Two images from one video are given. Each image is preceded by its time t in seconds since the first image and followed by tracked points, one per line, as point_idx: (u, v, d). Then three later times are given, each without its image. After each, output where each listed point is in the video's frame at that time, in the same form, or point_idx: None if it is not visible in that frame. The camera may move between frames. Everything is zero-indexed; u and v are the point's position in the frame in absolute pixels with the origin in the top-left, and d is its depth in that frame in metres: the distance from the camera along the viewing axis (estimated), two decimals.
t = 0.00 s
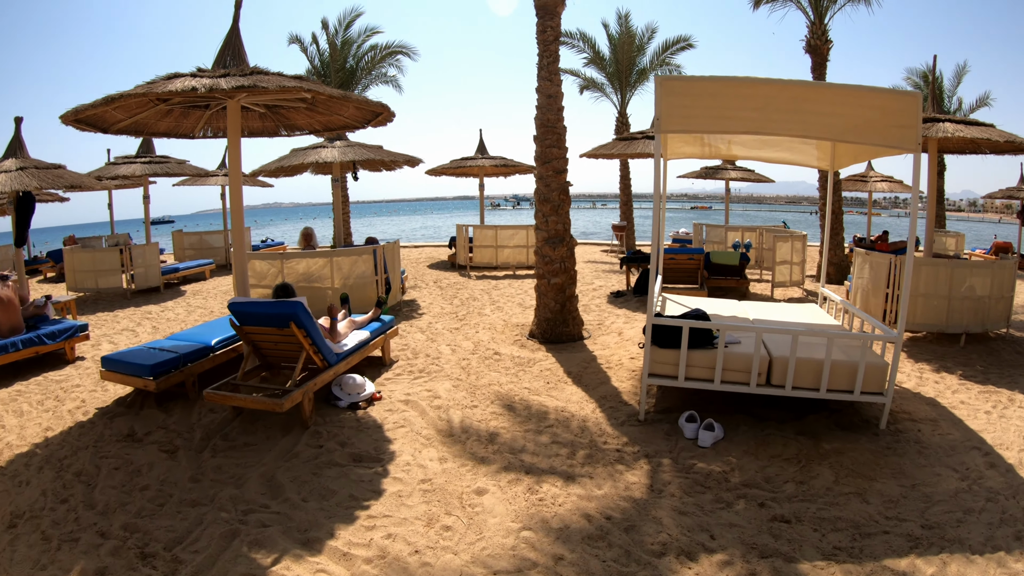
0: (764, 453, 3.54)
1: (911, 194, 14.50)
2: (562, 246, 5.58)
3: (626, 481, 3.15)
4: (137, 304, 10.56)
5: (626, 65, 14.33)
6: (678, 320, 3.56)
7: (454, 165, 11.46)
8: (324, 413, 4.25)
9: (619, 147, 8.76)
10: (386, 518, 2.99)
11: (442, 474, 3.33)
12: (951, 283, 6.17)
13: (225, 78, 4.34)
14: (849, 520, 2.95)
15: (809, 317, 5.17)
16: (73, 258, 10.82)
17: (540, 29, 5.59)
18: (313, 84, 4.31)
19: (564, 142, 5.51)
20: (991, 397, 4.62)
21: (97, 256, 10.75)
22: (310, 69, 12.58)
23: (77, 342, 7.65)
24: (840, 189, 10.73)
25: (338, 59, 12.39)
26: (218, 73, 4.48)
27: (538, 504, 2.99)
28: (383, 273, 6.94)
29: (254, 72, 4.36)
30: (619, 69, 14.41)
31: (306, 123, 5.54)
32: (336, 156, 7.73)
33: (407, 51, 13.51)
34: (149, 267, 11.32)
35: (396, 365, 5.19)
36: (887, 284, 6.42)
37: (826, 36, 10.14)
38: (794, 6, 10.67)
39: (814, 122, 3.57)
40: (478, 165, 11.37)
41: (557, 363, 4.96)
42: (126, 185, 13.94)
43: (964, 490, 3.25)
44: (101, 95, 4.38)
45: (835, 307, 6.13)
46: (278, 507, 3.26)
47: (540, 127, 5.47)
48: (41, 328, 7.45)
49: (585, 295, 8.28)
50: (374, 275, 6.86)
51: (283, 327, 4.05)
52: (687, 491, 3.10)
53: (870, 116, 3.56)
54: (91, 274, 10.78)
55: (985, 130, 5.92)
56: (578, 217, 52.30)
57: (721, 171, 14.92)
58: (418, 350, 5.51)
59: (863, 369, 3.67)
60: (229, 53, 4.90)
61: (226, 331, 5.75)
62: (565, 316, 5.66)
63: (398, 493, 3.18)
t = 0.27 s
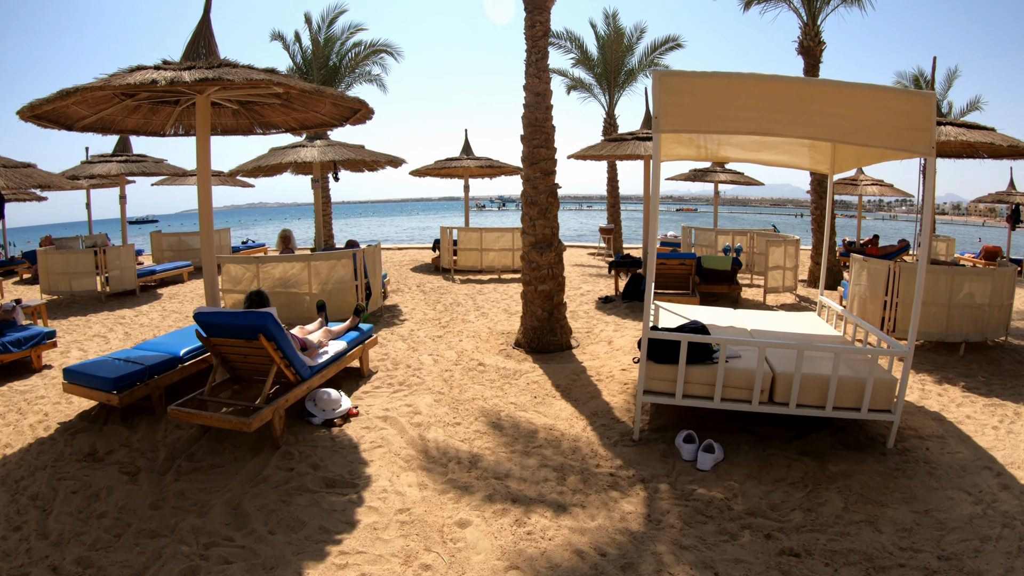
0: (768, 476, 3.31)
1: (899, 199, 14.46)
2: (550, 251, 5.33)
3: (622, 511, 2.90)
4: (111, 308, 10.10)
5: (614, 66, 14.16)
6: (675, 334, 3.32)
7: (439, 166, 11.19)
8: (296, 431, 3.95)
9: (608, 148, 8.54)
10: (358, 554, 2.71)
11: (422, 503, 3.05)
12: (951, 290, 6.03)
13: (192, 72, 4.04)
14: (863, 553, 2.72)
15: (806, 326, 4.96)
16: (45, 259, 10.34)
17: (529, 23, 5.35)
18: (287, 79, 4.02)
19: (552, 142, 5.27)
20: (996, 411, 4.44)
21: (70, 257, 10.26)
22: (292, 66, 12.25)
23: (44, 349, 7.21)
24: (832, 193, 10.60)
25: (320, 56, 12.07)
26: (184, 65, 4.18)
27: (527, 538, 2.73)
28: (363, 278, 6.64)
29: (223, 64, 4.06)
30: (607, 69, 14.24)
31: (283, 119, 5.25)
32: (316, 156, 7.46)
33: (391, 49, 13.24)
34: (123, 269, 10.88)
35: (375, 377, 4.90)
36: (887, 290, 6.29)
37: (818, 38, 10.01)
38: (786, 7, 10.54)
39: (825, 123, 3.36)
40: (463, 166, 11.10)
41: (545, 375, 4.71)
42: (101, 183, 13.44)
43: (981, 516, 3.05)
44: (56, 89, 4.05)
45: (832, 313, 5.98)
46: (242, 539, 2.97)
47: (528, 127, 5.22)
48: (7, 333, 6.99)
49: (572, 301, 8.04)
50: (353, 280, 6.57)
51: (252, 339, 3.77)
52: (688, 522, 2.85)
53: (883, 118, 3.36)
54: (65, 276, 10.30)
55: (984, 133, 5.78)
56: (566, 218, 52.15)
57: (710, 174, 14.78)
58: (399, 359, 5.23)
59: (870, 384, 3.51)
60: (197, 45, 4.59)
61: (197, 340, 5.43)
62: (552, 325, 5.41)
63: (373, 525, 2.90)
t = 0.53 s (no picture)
0: (773, 493, 3.10)
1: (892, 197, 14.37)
2: (540, 252, 5.10)
3: (620, 535, 2.68)
4: (91, 313, 9.69)
5: (603, 63, 13.97)
6: (676, 342, 3.11)
7: (426, 165, 10.94)
8: (270, 447, 3.69)
9: (598, 145, 8.32)
10: None
11: (402, 529, 2.81)
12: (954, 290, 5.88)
13: (156, 63, 3.76)
14: None
15: (807, 329, 4.77)
16: (23, 264, 9.95)
17: (517, 15, 5.12)
18: (259, 71, 3.75)
19: (541, 139, 5.05)
20: (1007, 418, 4.25)
21: (48, 261, 9.84)
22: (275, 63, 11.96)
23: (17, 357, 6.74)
24: (826, 191, 10.45)
25: (304, 54, 11.79)
26: (148, 57, 3.89)
27: (516, 567, 2.50)
28: (346, 281, 6.38)
29: (190, 56, 3.78)
30: (596, 67, 14.05)
31: (259, 115, 4.98)
32: (298, 155, 7.21)
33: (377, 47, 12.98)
34: (103, 273, 10.50)
35: (357, 385, 4.64)
36: (889, 290, 6.13)
37: (812, 34, 9.86)
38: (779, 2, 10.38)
39: (836, 115, 3.19)
40: (451, 165, 10.85)
41: (535, 383, 4.48)
42: (80, 184, 13.01)
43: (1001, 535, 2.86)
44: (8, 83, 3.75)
45: (832, 314, 5.77)
46: (205, 571, 2.72)
47: (516, 123, 5.00)
48: None
49: (564, 303, 7.82)
50: (336, 284, 6.30)
51: (222, 349, 3.50)
52: (690, 546, 2.63)
53: (896, 109, 3.20)
54: (43, 280, 9.91)
55: (986, 129, 5.62)
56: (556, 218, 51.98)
57: (702, 172, 14.62)
58: (382, 367, 4.98)
59: (882, 390, 3.34)
60: (165, 35, 4.30)
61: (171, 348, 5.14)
62: (543, 329, 5.18)
63: (348, 555, 2.66)
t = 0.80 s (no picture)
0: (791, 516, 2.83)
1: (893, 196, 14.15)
2: (535, 254, 4.84)
3: (623, 568, 2.41)
4: (72, 318, 9.36)
5: (599, 62, 13.74)
6: (682, 353, 2.86)
7: (419, 166, 10.69)
8: (244, 466, 3.42)
9: (595, 144, 8.07)
10: None
11: (381, 562, 2.54)
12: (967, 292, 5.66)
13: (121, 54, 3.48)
14: None
15: (817, 335, 4.53)
16: (5, 270, 9.62)
17: (509, 5, 4.87)
18: (232, 63, 3.49)
19: (536, 135, 4.80)
20: None
21: (32, 266, 9.50)
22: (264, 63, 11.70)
23: None
24: (829, 190, 10.21)
25: (293, 53, 11.54)
26: (113, 47, 3.61)
27: None
28: (334, 286, 6.12)
29: (159, 47, 3.52)
30: (592, 65, 13.82)
31: (239, 112, 4.72)
32: (285, 155, 6.97)
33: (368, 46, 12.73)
34: (89, 279, 10.18)
35: (341, 397, 4.37)
36: (900, 292, 5.89)
37: (812, 29, 9.64)
38: None
39: (859, 103, 3.10)
40: (445, 166, 10.60)
41: (530, 395, 4.20)
42: (66, 188, 12.68)
43: None
44: None
45: (842, 317, 5.51)
46: None
47: (509, 118, 4.75)
48: None
49: (560, 307, 7.56)
50: (323, 289, 6.03)
51: (190, 362, 3.24)
52: None
53: (920, 98, 3.12)
54: (27, 287, 9.57)
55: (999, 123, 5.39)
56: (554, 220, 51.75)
57: (701, 172, 14.38)
58: (368, 377, 4.70)
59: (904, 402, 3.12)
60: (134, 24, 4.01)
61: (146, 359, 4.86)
62: (538, 336, 4.92)
63: None
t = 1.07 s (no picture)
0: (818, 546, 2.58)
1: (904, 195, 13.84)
2: (538, 257, 4.59)
3: None
4: (66, 319, 9.16)
5: (604, 58, 13.48)
6: (699, 369, 2.63)
7: (420, 164, 10.45)
8: (225, 486, 3.19)
9: (600, 141, 7.81)
10: None
11: None
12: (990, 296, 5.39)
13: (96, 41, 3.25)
14: None
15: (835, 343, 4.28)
16: None
17: None
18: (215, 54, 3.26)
19: (539, 131, 4.55)
20: None
21: (25, 266, 9.31)
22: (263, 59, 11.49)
23: None
24: (840, 189, 9.92)
25: (292, 49, 11.31)
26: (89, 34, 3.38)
27: None
28: (329, 288, 5.89)
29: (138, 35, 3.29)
30: (597, 62, 13.56)
31: (226, 106, 4.51)
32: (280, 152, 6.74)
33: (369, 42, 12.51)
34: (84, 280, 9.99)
35: (332, 409, 4.14)
36: (919, 296, 5.61)
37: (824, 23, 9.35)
38: None
39: (888, 95, 2.84)
40: (446, 164, 10.36)
41: (533, 406, 3.97)
42: (63, 186, 12.50)
43: None
44: None
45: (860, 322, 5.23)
46: None
47: (511, 113, 4.50)
48: None
49: (564, 310, 7.31)
50: (318, 292, 5.81)
51: (168, 376, 3.01)
52: None
53: (956, 90, 2.86)
54: (20, 288, 9.38)
55: None
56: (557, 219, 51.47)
57: (707, 171, 14.10)
58: (363, 386, 4.47)
59: (938, 420, 2.89)
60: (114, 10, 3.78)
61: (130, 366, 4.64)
62: (541, 342, 4.68)
63: None
